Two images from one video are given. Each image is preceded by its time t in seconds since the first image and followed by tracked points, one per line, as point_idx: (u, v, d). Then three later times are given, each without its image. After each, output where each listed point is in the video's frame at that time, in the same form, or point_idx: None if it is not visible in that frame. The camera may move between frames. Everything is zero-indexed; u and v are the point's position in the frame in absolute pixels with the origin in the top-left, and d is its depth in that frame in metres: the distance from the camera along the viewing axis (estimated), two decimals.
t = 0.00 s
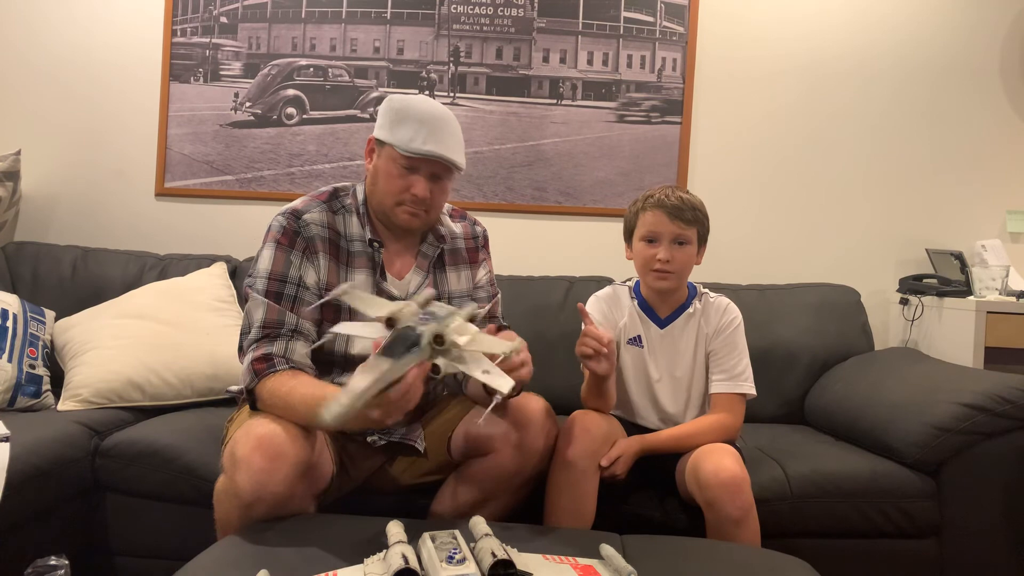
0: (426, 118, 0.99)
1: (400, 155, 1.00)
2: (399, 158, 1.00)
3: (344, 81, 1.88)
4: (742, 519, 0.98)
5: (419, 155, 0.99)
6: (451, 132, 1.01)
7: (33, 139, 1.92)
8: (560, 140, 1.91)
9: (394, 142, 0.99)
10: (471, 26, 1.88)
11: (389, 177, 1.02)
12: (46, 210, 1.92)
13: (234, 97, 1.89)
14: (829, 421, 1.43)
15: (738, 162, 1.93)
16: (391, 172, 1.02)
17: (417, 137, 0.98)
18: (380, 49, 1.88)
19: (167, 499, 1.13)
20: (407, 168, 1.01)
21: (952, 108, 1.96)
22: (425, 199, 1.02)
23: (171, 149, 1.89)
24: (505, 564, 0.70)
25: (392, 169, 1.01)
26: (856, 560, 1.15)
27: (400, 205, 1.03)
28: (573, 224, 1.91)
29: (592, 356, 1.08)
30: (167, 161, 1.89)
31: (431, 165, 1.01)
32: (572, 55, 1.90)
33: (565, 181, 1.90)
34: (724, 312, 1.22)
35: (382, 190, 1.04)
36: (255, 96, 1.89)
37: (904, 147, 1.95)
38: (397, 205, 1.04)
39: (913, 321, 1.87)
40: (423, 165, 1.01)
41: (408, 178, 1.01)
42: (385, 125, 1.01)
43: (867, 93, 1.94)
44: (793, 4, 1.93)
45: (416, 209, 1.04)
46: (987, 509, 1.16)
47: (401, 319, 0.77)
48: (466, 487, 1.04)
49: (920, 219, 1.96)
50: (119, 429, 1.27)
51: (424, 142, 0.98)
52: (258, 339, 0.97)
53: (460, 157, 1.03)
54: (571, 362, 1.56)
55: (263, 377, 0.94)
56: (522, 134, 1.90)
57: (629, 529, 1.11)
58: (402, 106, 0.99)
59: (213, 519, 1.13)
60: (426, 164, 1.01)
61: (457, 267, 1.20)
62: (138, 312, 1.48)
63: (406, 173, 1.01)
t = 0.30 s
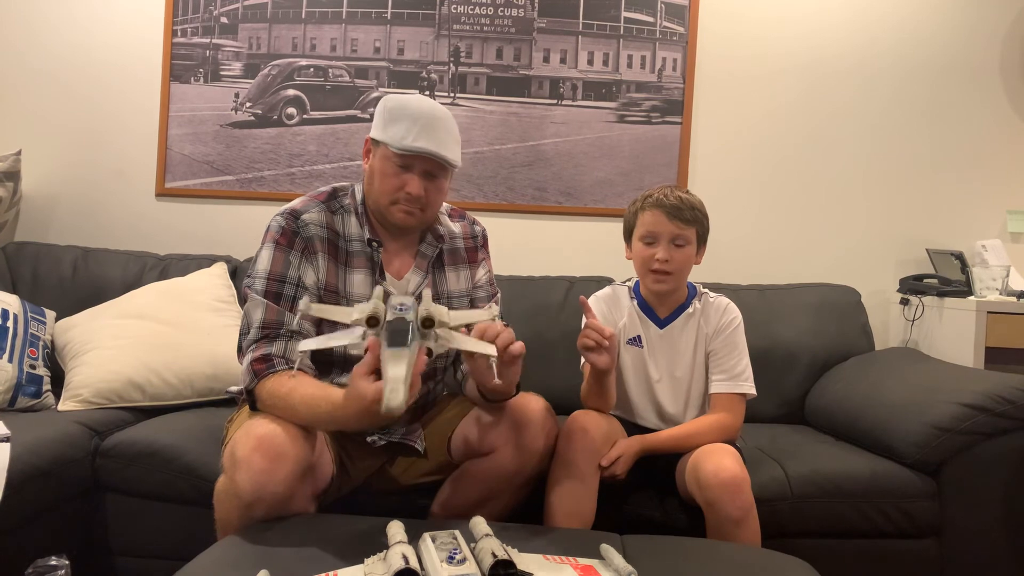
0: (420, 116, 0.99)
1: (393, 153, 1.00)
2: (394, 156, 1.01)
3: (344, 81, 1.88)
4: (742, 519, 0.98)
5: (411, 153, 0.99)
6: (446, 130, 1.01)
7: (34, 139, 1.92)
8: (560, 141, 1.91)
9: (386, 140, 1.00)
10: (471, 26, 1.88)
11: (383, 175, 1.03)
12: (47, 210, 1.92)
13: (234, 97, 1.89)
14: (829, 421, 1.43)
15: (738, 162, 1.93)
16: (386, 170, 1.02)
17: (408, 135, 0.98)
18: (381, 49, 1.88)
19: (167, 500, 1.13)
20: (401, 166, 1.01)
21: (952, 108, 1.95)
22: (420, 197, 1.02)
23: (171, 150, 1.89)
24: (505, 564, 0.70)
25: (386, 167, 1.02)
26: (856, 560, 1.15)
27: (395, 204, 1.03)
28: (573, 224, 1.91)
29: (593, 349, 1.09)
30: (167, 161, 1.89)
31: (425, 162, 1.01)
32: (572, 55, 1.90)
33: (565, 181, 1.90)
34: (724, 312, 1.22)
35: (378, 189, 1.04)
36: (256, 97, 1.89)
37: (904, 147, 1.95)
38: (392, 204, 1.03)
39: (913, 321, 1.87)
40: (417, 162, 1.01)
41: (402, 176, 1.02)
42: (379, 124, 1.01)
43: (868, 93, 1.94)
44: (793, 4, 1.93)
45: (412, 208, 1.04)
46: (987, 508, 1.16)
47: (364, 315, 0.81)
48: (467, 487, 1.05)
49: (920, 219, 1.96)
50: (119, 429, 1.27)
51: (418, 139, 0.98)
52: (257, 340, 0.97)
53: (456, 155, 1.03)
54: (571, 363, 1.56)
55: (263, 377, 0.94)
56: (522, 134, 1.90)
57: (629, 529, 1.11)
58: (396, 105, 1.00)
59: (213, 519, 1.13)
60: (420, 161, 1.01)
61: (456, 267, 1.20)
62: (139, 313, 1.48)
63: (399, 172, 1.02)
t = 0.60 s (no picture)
0: (423, 120, 0.99)
1: (396, 156, 1.00)
2: (396, 159, 1.01)
3: (345, 81, 1.88)
4: (742, 519, 0.98)
5: (416, 157, 0.99)
6: (448, 132, 1.01)
7: (34, 139, 1.92)
8: (561, 141, 1.91)
9: (391, 143, 1.00)
10: (471, 26, 1.88)
11: (385, 177, 1.03)
12: (47, 210, 1.92)
13: (235, 97, 1.89)
14: (829, 421, 1.43)
15: (738, 162, 1.93)
16: (388, 173, 1.02)
17: (412, 139, 0.98)
18: (381, 49, 1.88)
19: (167, 500, 1.14)
20: (403, 169, 1.01)
21: (953, 108, 1.95)
22: (422, 199, 1.02)
23: (172, 150, 1.89)
24: (506, 564, 0.70)
25: (388, 169, 1.02)
26: (857, 560, 1.15)
27: (397, 206, 1.03)
28: (573, 224, 1.91)
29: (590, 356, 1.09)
30: (168, 161, 1.89)
31: (428, 166, 1.01)
32: (573, 55, 1.90)
33: (565, 181, 1.90)
34: (724, 312, 1.22)
35: (379, 191, 1.04)
36: (257, 97, 1.89)
37: (904, 147, 1.95)
38: (395, 206, 1.04)
39: (914, 321, 1.87)
40: (420, 165, 1.01)
41: (405, 178, 1.02)
42: (381, 127, 1.01)
43: (868, 92, 1.94)
44: (793, 4, 1.93)
45: (414, 209, 1.04)
46: (987, 508, 1.16)
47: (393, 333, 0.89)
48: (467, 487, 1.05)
49: (921, 219, 1.95)
50: (120, 429, 1.27)
51: (422, 143, 0.98)
52: (258, 340, 0.97)
53: (458, 158, 1.03)
54: (572, 363, 1.56)
55: (264, 377, 0.94)
56: (522, 134, 1.90)
57: (629, 529, 1.11)
58: (398, 107, 1.00)
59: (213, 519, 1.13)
60: (424, 164, 1.01)
61: (455, 267, 1.20)
62: (139, 313, 1.48)
63: (402, 174, 1.01)
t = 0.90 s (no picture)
0: (426, 121, 0.99)
1: (400, 157, 1.00)
2: (400, 160, 1.00)
3: (346, 81, 1.88)
4: (742, 518, 0.98)
5: (421, 158, 0.99)
6: (450, 130, 1.01)
7: (34, 139, 1.92)
8: (561, 140, 1.91)
9: (395, 145, 0.99)
10: (471, 26, 1.88)
11: (389, 178, 1.03)
12: (47, 210, 1.92)
13: (235, 97, 1.89)
14: (829, 421, 1.43)
15: (739, 162, 1.93)
16: (392, 174, 1.02)
17: (417, 140, 0.98)
18: (382, 49, 1.88)
19: (167, 500, 1.14)
20: (407, 170, 1.01)
21: (953, 108, 1.95)
22: (426, 200, 1.02)
23: (172, 150, 1.89)
24: (506, 564, 0.69)
25: (392, 170, 1.02)
26: (857, 560, 1.15)
27: (401, 207, 1.03)
28: (573, 224, 1.91)
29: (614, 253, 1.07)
30: (168, 161, 1.89)
31: (432, 167, 1.01)
32: (573, 55, 1.90)
33: (566, 181, 1.90)
34: (726, 311, 1.22)
35: (384, 192, 1.04)
36: (257, 97, 1.89)
37: (905, 147, 1.95)
38: (399, 207, 1.04)
39: (914, 321, 1.86)
40: (424, 166, 1.01)
41: (409, 179, 1.02)
42: (384, 128, 1.01)
43: (869, 92, 1.94)
44: (793, 4, 1.93)
45: (418, 210, 1.04)
46: (988, 508, 1.16)
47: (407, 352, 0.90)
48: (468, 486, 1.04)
49: (921, 219, 1.95)
50: (120, 429, 1.27)
51: (427, 145, 0.98)
52: (261, 340, 0.97)
53: (461, 159, 1.03)
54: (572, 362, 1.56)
55: (267, 378, 0.94)
56: (522, 134, 1.90)
57: (629, 529, 1.11)
58: (400, 108, 1.00)
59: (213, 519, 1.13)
60: (428, 165, 1.01)
61: (457, 267, 1.20)
62: (140, 313, 1.48)
63: (407, 175, 1.01)
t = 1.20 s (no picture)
0: (426, 123, 0.99)
1: (403, 158, 1.00)
2: (403, 162, 1.01)
3: (346, 81, 1.88)
4: (752, 520, 0.98)
5: (422, 159, 0.99)
6: (451, 130, 1.01)
7: (35, 139, 1.92)
8: (562, 140, 1.91)
9: (398, 145, 1.00)
10: (471, 26, 1.88)
11: (391, 179, 1.03)
12: (47, 210, 1.92)
13: (236, 97, 1.89)
14: (830, 421, 1.43)
15: (739, 162, 1.93)
16: (395, 175, 1.02)
17: (419, 140, 0.98)
18: (382, 49, 1.88)
19: (168, 500, 1.14)
20: (409, 170, 1.01)
21: (953, 108, 1.95)
22: (429, 201, 1.02)
23: (172, 150, 1.89)
24: (506, 564, 0.69)
25: (394, 171, 1.02)
26: (857, 560, 1.15)
27: (403, 208, 1.03)
28: (573, 224, 1.91)
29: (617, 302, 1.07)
30: (168, 161, 1.89)
31: (434, 167, 1.01)
32: (573, 55, 1.90)
33: (566, 180, 1.90)
34: (735, 314, 1.21)
35: (385, 193, 1.05)
36: (257, 97, 1.89)
37: (905, 147, 1.95)
38: (401, 207, 1.04)
39: (914, 321, 1.86)
40: (426, 166, 1.01)
41: (410, 180, 1.02)
42: (387, 130, 1.01)
43: (869, 92, 1.94)
44: (793, 4, 1.93)
45: (420, 210, 1.04)
46: (988, 508, 1.16)
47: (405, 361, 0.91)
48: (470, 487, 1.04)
49: (921, 219, 1.95)
50: (120, 429, 1.27)
51: (428, 145, 0.98)
52: (263, 340, 0.97)
53: (464, 159, 1.03)
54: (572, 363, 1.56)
55: (270, 378, 0.94)
56: (523, 134, 1.90)
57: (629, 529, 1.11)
58: (400, 110, 1.00)
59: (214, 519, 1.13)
60: (430, 166, 1.01)
61: (459, 267, 1.20)
62: (140, 313, 1.48)
63: (409, 175, 1.01)
